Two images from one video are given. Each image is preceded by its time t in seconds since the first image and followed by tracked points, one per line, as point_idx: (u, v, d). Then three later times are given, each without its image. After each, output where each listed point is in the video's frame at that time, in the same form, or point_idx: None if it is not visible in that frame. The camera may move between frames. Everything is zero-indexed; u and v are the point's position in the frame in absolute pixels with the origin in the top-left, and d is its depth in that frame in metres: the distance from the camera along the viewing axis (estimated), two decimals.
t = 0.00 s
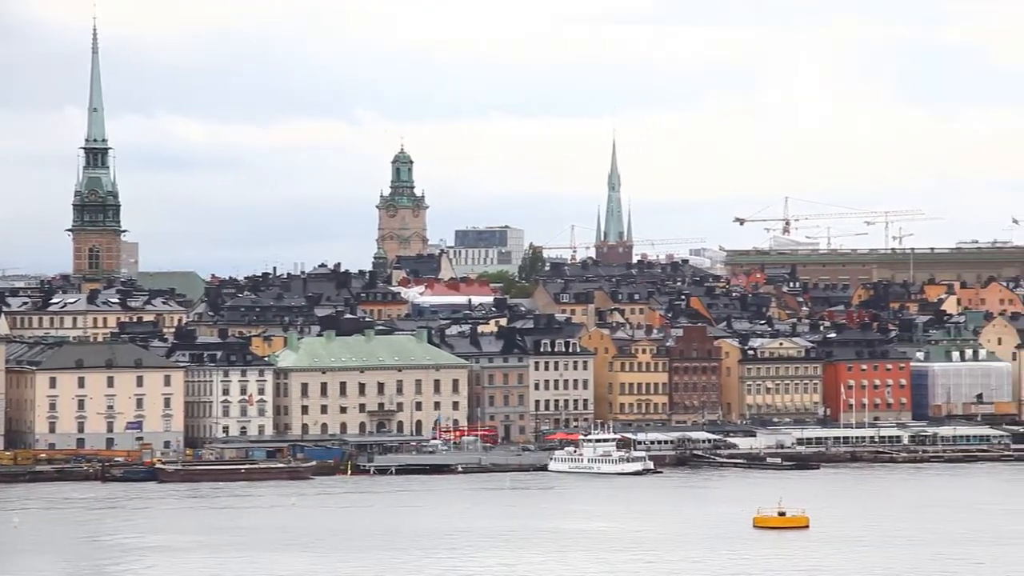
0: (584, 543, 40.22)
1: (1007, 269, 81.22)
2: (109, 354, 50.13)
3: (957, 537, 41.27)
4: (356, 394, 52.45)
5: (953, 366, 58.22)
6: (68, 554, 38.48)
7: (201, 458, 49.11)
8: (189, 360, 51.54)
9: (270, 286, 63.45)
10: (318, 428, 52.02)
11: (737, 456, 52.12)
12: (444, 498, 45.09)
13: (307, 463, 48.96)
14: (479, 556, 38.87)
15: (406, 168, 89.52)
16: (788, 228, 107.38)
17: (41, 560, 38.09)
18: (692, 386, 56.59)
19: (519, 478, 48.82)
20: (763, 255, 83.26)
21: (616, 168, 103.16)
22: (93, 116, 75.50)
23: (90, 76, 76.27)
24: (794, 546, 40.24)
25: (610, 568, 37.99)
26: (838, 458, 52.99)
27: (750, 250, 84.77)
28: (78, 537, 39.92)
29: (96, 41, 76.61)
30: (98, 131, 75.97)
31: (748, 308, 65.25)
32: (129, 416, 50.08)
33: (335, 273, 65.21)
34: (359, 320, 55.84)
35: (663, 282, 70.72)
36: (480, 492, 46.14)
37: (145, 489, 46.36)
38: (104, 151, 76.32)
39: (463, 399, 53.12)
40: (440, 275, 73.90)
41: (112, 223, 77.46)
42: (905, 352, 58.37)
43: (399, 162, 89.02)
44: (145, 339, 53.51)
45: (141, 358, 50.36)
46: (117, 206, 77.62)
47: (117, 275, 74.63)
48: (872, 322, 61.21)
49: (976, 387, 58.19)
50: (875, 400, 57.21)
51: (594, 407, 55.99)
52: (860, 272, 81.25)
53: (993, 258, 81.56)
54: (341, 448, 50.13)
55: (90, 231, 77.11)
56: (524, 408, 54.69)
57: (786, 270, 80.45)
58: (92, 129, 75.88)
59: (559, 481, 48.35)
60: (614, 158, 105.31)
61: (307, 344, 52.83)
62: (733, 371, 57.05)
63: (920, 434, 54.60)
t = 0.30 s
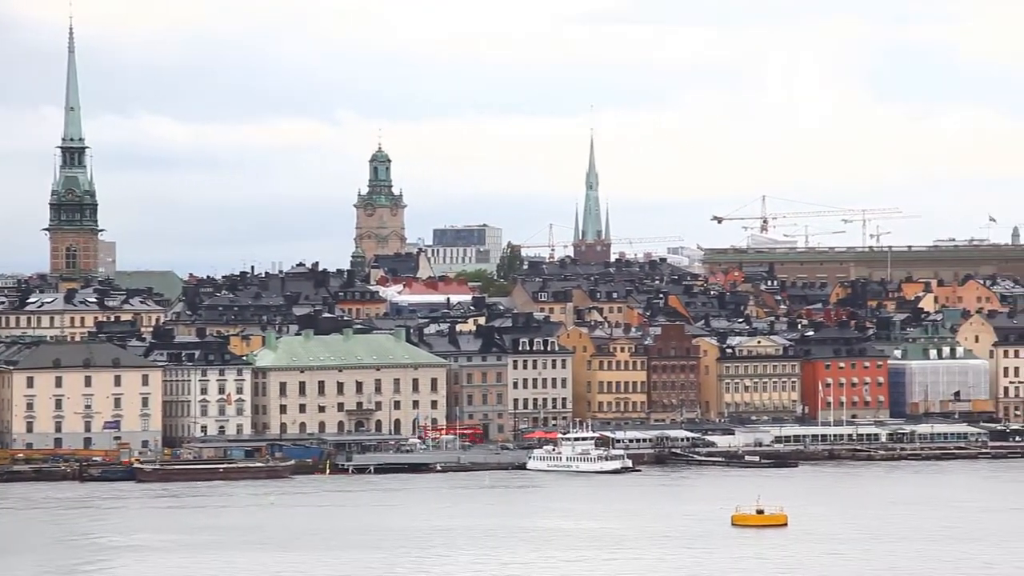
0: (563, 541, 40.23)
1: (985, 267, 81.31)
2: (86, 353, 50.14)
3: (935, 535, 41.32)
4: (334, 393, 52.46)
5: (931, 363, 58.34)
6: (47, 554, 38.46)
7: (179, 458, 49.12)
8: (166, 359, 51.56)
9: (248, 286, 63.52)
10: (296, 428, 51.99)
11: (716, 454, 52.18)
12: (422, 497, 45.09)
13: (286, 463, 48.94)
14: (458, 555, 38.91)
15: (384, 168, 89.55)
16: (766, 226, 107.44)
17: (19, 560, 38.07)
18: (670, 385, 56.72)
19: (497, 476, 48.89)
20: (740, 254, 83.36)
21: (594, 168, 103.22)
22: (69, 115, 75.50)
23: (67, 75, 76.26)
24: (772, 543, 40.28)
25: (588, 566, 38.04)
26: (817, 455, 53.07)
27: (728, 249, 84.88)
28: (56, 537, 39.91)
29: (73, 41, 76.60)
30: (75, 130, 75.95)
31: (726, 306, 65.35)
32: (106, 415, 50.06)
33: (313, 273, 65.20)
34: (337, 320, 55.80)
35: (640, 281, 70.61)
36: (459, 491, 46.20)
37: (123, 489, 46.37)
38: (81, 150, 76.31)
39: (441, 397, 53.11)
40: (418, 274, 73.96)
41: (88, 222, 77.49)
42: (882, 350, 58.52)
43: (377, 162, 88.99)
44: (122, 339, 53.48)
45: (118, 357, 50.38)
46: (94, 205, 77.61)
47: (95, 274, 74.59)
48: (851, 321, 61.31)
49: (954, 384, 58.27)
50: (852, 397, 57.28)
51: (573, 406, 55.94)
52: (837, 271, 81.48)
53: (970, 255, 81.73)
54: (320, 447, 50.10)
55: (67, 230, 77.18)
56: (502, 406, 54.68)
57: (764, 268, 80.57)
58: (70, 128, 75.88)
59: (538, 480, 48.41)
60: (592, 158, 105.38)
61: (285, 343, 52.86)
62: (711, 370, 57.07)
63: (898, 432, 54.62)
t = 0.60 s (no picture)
0: (540, 540, 40.29)
1: (961, 266, 81.42)
2: (63, 353, 50.15)
3: (913, 534, 41.40)
4: (312, 392, 52.52)
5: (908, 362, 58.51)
6: (23, 555, 38.46)
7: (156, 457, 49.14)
8: (144, 358, 51.54)
9: (225, 284, 63.59)
10: (274, 427, 52.07)
11: (693, 452, 52.25)
12: (400, 497, 45.13)
13: (264, 461, 49.10)
14: (435, 554, 38.94)
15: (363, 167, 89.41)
16: (744, 225, 107.52)
17: None
18: (649, 384, 56.78)
19: (475, 476, 48.96)
20: (718, 253, 83.47)
21: (572, 167, 103.28)
22: (46, 113, 75.45)
23: (44, 74, 76.22)
24: (750, 543, 40.36)
25: (566, 566, 38.09)
26: (794, 454, 53.16)
27: (706, 248, 84.99)
28: (33, 537, 39.91)
29: (50, 40, 76.58)
30: (51, 129, 75.89)
31: (704, 305, 65.47)
32: (83, 414, 50.03)
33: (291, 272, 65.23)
34: (314, 319, 55.96)
35: (618, 280, 70.68)
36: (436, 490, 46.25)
37: (100, 488, 46.38)
38: (58, 149, 76.26)
39: (419, 396, 53.07)
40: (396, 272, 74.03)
41: (65, 221, 77.43)
42: (859, 349, 58.69)
43: (355, 159, 88.86)
44: (99, 339, 53.41)
45: (95, 356, 50.36)
46: (71, 204, 77.57)
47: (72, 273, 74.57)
48: (828, 320, 61.45)
49: (931, 383, 58.38)
50: (830, 396, 57.33)
51: (551, 405, 55.98)
52: (814, 270, 81.64)
53: (946, 254, 81.92)
54: (297, 446, 50.10)
55: (43, 229, 77.14)
56: (480, 406, 54.73)
57: (742, 267, 80.73)
58: (46, 126, 75.83)
59: (515, 479, 48.48)
60: (570, 157, 105.46)
61: (263, 342, 52.91)
62: (688, 369, 57.21)
63: (875, 431, 54.77)
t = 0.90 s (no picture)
0: (514, 539, 40.34)
1: (934, 266, 81.48)
2: (36, 352, 50.15)
3: (886, 532, 41.46)
4: (286, 391, 52.52)
5: (881, 361, 58.48)
6: None
7: (129, 456, 49.19)
8: (116, 357, 51.41)
9: (198, 283, 63.63)
10: (248, 426, 52.08)
11: (667, 452, 52.29)
12: (374, 496, 45.15)
13: (237, 460, 49.08)
14: (409, 554, 38.98)
15: (335, 165, 87.90)
16: (717, 224, 107.60)
17: None
18: (622, 383, 56.89)
19: (449, 475, 49.01)
20: (691, 252, 83.53)
21: (546, 165, 103.29)
22: (18, 112, 75.42)
23: (16, 72, 76.18)
24: (724, 541, 40.41)
25: (540, 565, 38.13)
26: (767, 454, 53.22)
27: (679, 247, 85.05)
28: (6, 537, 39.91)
29: (22, 39, 76.56)
30: (24, 128, 75.87)
31: (678, 305, 65.51)
32: (56, 414, 50.03)
33: (265, 271, 65.23)
34: (288, 318, 56.07)
35: (592, 279, 70.64)
36: (410, 489, 46.32)
37: (73, 488, 46.39)
38: (30, 147, 76.27)
39: (393, 395, 53.18)
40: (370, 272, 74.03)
41: (38, 220, 77.42)
42: (832, 348, 58.72)
43: (329, 158, 87.53)
44: (71, 337, 53.39)
45: (67, 356, 50.34)
46: (44, 202, 77.58)
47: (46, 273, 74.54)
48: (802, 319, 61.48)
49: (903, 382, 58.45)
50: (803, 395, 57.53)
51: (525, 404, 56.01)
52: (788, 269, 81.72)
53: (919, 254, 82.01)
54: (271, 445, 50.12)
55: (15, 229, 77.10)
56: (454, 405, 54.78)
57: (716, 266, 80.75)
58: (18, 125, 75.78)
59: (489, 478, 48.53)
60: (544, 156, 105.46)
61: (237, 341, 52.87)
62: (663, 368, 57.25)
63: (847, 430, 54.84)
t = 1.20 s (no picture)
0: (490, 539, 40.39)
1: (908, 267, 81.51)
2: (9, 352, 50.14)
3: (860, 533, 41.53)
4: (260, 391, 52.51)
5: (855, 361, 58.61)
6: None
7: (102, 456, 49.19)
8: (90, 356, 51.36)
9: (172, 283, 63.62)
10: (222, 426, 52.04)
11: (641, 452, 52.35)
12: (349, 496, 45.19)
13: (211, 461, 49.00)
14: (383, 554, 39.02)
15: (310, 164, 86.29)
16: (692, 225, 107.63)
17: None
18: (597, 383, 56.85)
19: (423, 475, 49.06)
20: (666, 253, 83.59)
21: (521, 166, 103.30)
22: None
23: None
24: (698, 542, 40.47)
25: (513, 565, 38.19)
26: (741, 455, 53.29)
27: (655, 249, 85.12)
28: None
29: None
30: None
31: (653, 305, 65.54)
32: (29, 413, 50.00)
33: (239, 270, 65.22)
34: (263, 318, 56.04)
35: (567, 280, 70.65)
36: (385, 489, 46.36)
37: (46, 488, 46.42)
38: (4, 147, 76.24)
39: (367, 396, 53.24)
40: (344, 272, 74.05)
41: (11, 219, 77.34)
42: (805, 350, 58.74)
43: (304, 158, 85.78)
44: (45, 337, 53.37)
45: (40, 356, 50.32)
46: (16, 202, 77.61)
47: (20, 272, 74.52)
48: (776, 321, 61.52)
49: (877, 383, 58.57)
50: (776, 397, 57.60)
51: (499, 405, 56.05)
52: (762, 270, 81.82)
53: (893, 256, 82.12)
54: (245, 445, 50.11)
55: None
56: (429, 405, 54.79)
57: (690, 267, 80.79)
58: None
59: (464, 479, 48.57)
60: (519, 157, 105.46)
61: (211, 341, 52.78)
62: (638, 369, 57.32)
63: (821, 431, 54.91)
